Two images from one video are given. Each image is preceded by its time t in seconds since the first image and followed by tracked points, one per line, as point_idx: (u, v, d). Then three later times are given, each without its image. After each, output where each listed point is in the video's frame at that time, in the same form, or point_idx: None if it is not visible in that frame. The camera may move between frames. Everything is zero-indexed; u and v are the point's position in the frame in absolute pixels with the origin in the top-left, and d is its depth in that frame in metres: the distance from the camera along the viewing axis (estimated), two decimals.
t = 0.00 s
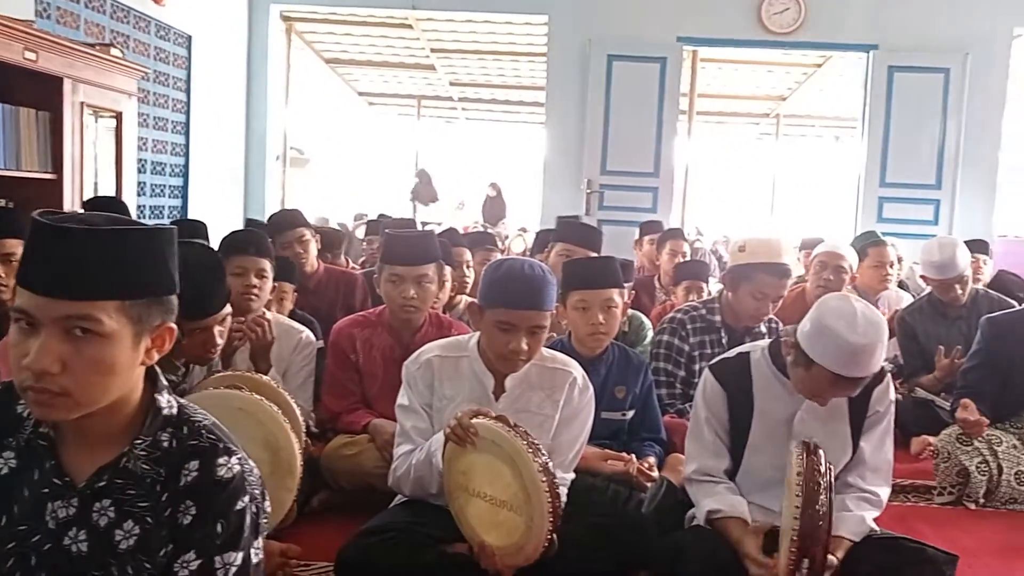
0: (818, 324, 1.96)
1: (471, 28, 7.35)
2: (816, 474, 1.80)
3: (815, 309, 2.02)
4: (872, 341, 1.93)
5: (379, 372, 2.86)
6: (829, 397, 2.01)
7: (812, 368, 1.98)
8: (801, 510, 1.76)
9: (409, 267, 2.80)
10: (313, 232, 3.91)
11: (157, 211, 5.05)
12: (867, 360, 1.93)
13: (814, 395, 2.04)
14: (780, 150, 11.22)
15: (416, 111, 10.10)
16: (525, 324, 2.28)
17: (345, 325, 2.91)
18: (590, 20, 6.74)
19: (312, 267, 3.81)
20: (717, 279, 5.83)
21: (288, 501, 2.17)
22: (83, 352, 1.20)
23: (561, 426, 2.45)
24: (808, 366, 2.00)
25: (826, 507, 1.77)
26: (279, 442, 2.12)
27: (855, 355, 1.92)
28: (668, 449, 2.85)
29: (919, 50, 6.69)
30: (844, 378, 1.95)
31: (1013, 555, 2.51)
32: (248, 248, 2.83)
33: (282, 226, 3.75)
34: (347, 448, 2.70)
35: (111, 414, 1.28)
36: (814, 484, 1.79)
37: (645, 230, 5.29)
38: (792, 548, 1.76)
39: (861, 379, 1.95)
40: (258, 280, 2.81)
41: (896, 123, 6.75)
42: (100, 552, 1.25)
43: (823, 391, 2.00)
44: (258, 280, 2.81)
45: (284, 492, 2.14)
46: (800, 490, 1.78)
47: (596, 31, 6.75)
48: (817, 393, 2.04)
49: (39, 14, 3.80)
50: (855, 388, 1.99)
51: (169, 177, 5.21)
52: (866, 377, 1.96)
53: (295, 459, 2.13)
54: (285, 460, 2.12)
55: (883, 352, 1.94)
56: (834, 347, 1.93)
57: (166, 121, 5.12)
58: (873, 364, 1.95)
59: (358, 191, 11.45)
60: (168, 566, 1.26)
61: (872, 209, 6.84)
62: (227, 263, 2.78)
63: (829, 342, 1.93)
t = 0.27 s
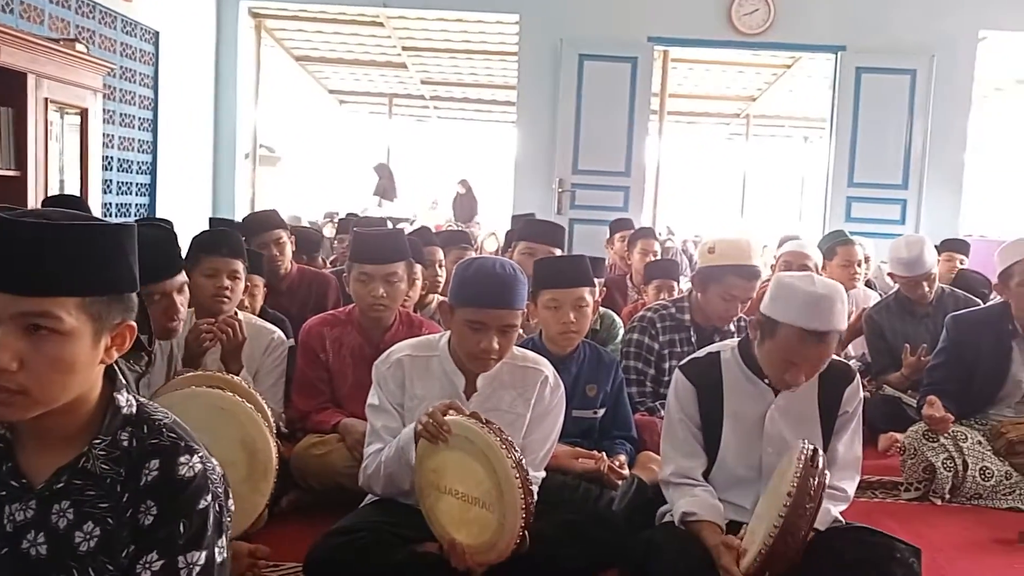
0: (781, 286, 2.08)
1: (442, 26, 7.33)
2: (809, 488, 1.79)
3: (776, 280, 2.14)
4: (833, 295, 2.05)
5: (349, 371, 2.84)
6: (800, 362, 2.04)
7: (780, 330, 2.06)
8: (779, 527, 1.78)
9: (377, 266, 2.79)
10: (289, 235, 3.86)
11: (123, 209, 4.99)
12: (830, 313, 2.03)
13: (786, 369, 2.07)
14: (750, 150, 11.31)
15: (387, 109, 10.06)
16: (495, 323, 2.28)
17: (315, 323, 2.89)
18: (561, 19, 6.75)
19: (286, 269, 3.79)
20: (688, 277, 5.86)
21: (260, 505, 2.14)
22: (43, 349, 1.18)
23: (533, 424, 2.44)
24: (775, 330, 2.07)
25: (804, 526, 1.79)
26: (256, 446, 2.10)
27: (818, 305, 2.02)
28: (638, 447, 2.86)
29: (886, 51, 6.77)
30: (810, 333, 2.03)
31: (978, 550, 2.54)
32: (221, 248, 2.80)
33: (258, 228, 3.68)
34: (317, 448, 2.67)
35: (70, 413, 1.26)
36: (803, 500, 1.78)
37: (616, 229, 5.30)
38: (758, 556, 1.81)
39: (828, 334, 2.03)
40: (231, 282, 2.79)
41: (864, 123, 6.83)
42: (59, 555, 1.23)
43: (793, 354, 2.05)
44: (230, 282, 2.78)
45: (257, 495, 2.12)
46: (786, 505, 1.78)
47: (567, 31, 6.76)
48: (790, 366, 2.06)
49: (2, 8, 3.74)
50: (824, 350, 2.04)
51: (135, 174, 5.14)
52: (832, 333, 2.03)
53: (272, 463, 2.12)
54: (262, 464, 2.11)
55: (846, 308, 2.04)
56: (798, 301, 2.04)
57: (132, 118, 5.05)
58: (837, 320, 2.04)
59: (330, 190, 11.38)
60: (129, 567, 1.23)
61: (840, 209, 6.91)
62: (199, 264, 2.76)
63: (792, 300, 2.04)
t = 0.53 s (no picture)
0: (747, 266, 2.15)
1: (425, 25, 7.32)
2: (760, 471, 1.77)
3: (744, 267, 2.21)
4: (798, 270, 2.10)
5: (330, 371, 2.83)
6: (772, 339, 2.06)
7: (748, 308, 2.11)
8: (737, 511, 1.77)
9: (358, 265, 2.77)
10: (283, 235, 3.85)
11: (102, 206, 4.95)
12: (795, 286, 2.07)
13: (760, 348, 2.09)
14: (732, 149, 11.36)
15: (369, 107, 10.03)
16: (477, 323, 2.27)
17: (294, 322, 2.87)
18: (543, 18, 6.75)
19: (277, 270, 3.74)
20: (670, 276, 5.88)
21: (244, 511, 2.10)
22: (15, 348, 1.18)
23: (514, 422, 2.44)
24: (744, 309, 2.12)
25: (762, 509, 1.77)
26: (242, 451, 2.08)
27: (782, 279, 2.08)
28: (620, 445, 2.86)
29: (866, 51, 6.81)
30: (777, 305, 2.07)
31: (955, 545, 2.57)
32: (208, 249, 2.75)
33: (247, 229, 3.66)
34: (297, 448, 2.66)
35: (42, 413, 1.24)
36: (756, 480, 1.77)
37: (598, 228, 5.32)
38: (725, 545, 1.82)
39: (795, 306, 2.06)
40: (217, 283, 2.74)
41: (844, 123, 6.87)
42: (32, 556, 1.21)
43: (763, 331, 2.08)
44: (217, 284, 2.74)
45: (239, 500, 2.07)
46: (740, 489, 1.78)
47: (549, 29, 6.76)
48: (763, 347, 2.09)
49: None
50: (794, 325, 2.07)
51: (115, 171, 5.11)
52: (799, 306, 2.07)
53: (259, 468, 2.09)
54: (248, 469, 2.08)
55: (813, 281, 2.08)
56: (763, 276, 2.10)
57: (111, 115, 5.02)
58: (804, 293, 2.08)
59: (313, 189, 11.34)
60: (103, 569, 1.21)
61: (821, 208, 6.95)
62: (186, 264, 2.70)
63: (756, 276, 2.10)
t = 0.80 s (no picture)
0: (715, 261, 2.18)
1: (404, 23, 7.30)
2: (747, 474, 1.79)
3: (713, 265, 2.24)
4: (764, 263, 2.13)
5: (308, 370, 2.80)
6: (738, 329, 2.07)
7: (715, 301, 2.13)
8: (720, 514, 1.78)
9: (337, 263, 2.76)
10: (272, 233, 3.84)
11: (77, 204, 4.89)
12: (761, 277, 2.10)
13: (727, 340, 2.09)
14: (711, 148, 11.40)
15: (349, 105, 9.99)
16: (453, 324, 2.26)
17: (273, 320, 2.84)
18: (523, 17, 6.74)
19: (261, 267, 3.71)
20: (649, 275, 5.89)
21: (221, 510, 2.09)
22: None
23: (492, 421, 2.43)
24: (712, 302, 2.14)
25: (745, 513, 1.79)
26: (218, 450, 2.06)
27: (748, 270, 2.11)
28: (599, 443, 2.86)
29: (844, 51, 6.86)
30: (743, 296, 2.09)
31: (931, 541, 2.60)
32: (189, 248, 2.72)
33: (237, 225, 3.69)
34: (274, 447, 2.64)
35: (15, 411, 1.22)
36: (742, 486, 1.78)
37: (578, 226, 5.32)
38: (703, 545, 1.82)
39: (761, 296, 2.08)
40: (197, 283, 2.71)
41: (822, 122, 6.91)
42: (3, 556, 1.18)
43: (730, 322, 2.09)
44: (197, 283, 2.71)
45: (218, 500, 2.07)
46: (725, 492, 1.79)
47: (530, 28, 6.76)
48: (731, 340, 2.09)
49: None
50: (761, 316, 2.08)
51: (90, 169, 5.05)
52: (765, 297, 2.09)
53: (234, 467, 2.08)
54: (224, 468, 2.06)
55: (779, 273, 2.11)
56: (730, 268, 2.13)
57: (86, 112, 4.96)
58: (770, 285, 2.10)
59: (292, 188, 11.27)
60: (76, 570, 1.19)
61: (800, 207, 6.99)
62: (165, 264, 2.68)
63: (724, 270, 2.14)
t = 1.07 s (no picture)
0: (682, 260, 2.22)
1: (382, 21, 7.28)
2: (724, 478, 1.78)
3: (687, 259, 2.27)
4: (729, 259, 2.15)
5: (284, 369, 2.78)
6: (704, 326, 2.10)
7: (681, 298, 2.16)
8: (697, 518, 1.78)
9: (314, 262, 2.74)
10: (247, 229, 3.77)
11: (50, 202, 4.85)
12: (726, 273, 2.13)
13: (695, 337, 2.12)
14: (690, 148, 11.46)
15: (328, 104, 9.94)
16: (428, 322, 2.26)
17: (248, 319, 2.82)
18: (502, 16, 6.74)
19: (237, 266, 3.68)
20: (627, 274, 5.90)
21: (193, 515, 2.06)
22: None
23: (469, 421, 2.43)
24: (678, 300, 2.18)
25: (722, 515, 1.79)
26: (192, 452, 2.03)
27: (712, 267, 2.14)
28: (577, 442, 2.86)
29: (819, 52, 6.91)
30: (708, 292, 2.12)
31: (905, 537, 2.62)
32: (159, 247, 2.71)
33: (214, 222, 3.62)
34: (248, 447, 2.62)
35: None
36: (719, 489, 1.78)
37: (555, 225, 5.32)
38: (679, 546, 1.83)
39: (725, 292, 2.12)
40: (167, 282, 2.69)
41: (799, 122, 6.95)
42: None
43: (696, 319, 2.12)
44: (167, 282, 2.69)
45: (190, 504, 2.04)
46: (702, 496, 1.79)
47: (508, 28, 6.76)
48: (698, 336, 2.12)
49: None
50: (727, 311, 2.11)
51: (63, 167, 5.00)
52: (730, 292, 2.12)
53: (209, 470, 2.05)
54: (198, 470, 2.04)
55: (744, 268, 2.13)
56: (695, 266, 2.16)
57: (59, 109, 4.92)
58: (735, 280, 2.14)
59: (271, 187, 11.20)
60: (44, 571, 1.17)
61: (776, 206, 7.03)
62: (134, 263, 2.66)
63: (691, 266, 2.18)
